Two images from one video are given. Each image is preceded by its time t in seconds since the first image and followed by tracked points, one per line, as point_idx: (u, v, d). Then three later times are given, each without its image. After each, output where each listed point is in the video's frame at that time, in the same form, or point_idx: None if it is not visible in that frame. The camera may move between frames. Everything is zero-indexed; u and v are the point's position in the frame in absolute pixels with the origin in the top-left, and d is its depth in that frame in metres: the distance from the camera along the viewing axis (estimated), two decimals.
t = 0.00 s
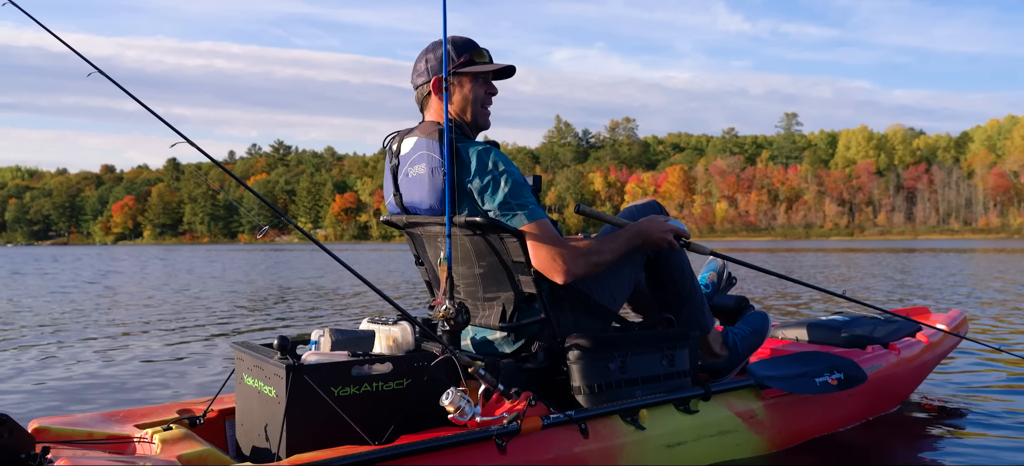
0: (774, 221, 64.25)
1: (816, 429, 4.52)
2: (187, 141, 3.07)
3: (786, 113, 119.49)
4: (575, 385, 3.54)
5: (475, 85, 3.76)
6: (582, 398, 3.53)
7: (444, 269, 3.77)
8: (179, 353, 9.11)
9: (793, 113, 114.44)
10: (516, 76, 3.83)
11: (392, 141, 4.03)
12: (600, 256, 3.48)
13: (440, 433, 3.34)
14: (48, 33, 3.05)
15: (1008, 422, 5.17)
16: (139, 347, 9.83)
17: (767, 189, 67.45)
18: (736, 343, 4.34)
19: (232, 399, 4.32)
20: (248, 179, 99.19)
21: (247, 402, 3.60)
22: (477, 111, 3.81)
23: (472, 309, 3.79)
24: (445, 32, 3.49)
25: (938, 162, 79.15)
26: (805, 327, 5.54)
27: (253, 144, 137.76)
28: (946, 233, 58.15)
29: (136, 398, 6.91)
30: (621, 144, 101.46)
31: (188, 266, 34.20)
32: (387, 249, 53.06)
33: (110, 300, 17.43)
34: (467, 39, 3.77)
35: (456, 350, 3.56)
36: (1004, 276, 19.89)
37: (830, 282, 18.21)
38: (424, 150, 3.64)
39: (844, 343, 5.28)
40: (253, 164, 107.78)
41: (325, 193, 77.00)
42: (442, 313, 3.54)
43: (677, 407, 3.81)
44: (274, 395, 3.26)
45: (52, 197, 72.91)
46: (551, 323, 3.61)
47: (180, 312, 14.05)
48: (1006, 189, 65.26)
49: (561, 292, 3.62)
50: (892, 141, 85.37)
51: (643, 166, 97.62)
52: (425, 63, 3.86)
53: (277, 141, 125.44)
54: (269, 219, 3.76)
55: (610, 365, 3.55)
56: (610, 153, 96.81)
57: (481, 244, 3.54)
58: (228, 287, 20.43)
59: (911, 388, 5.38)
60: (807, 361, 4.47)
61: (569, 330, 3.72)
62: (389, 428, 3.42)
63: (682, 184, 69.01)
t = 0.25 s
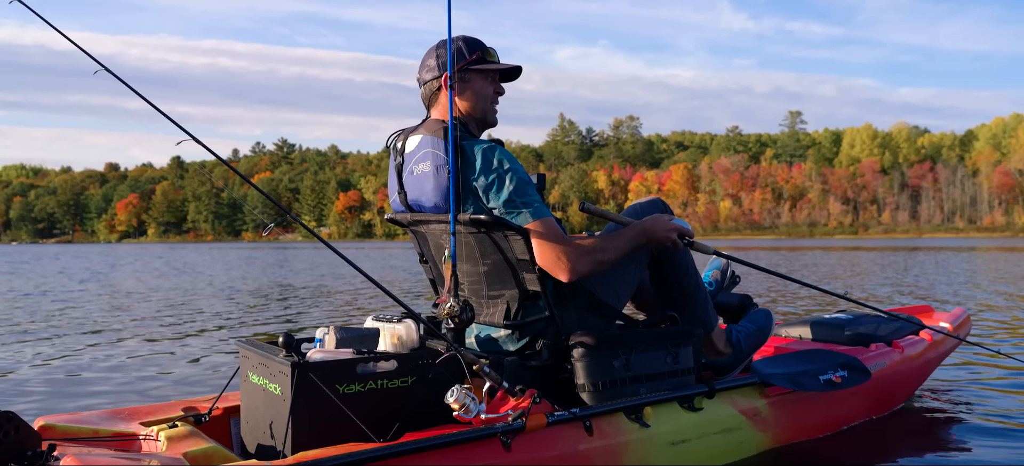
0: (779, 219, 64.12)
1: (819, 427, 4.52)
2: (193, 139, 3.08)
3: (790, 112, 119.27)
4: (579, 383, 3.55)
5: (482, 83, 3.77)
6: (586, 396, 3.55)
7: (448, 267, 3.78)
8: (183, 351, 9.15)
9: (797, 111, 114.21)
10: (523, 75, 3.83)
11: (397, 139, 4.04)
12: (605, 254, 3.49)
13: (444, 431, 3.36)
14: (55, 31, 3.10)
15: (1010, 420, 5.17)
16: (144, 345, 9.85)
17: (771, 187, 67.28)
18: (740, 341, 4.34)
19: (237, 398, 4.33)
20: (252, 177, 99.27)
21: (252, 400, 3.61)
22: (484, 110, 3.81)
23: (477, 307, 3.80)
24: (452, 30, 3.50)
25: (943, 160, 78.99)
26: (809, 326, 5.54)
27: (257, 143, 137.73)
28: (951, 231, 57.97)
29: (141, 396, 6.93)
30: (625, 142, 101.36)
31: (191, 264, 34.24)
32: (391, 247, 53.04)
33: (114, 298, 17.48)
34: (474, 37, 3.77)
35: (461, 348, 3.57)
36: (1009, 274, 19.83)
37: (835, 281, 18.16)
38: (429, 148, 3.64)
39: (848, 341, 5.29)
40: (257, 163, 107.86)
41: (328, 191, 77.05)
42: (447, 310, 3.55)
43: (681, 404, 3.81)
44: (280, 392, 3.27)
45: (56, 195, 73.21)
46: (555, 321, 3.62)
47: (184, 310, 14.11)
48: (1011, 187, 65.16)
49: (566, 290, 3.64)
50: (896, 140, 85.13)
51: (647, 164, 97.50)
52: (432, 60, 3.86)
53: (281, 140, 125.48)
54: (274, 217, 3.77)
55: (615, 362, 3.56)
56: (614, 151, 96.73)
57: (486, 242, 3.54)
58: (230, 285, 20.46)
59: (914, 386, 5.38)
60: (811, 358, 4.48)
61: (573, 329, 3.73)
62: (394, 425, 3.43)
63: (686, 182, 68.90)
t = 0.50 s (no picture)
0: (781, 218, 64.12)
1: (821, 426, 4.52)
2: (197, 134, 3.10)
3: (794, 111, 119.19)
4: (581, 381, 3.56)
5: (485, 80, 3.77)
6: (589, 393, 3.55)
7: (451, 266, 3.78)
8: (186, 349, 9.18)
9: (800, 111, 114.15)
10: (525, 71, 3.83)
11: (400, 138, 4.04)
12: (607, 253, 3.50)
13: (447, 429, 3.36)
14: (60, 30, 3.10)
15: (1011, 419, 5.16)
16: (147, 343, 9.87)
17: (773, 186, 67.24)
18: (743, 340, 4.34)
19: (241, 395, 4.35)
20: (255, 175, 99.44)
21: (255, 397, 3.62)
22: (486, 107, 3.82)
23: (480, 306, 3.80)
24: (453, 29, 3.50)
25: (946, 159, 78.94)
26: (812, 324, 5.54)
27: (259, 141, 137.92)
28: (953, 231, 57.93)
29: (144, 394, 6.95)
30: (627, 141, 101.38)
31: (194, 262, 34.31)
32: (393, 245, 53.12)
33: (117, 296, 17.53)
34: (475, 36, 3.78)
35: (464, 346, 3.58)
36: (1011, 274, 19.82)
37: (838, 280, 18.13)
38: (432, 146, 3.65)
39: (849, 340, 5.29)
40: (260, 160, 108.03)
41: (331, 189, 77.21)
42: (450, 308, 3.55)
43: (684, 402, 3.81)
44: (283, 390, 3.28)
45: (59, 193, 73.57)
46: (558, 319, 3.63)
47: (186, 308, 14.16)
48: (1014, 186, 65.11)
49: (568, 288, 3.64)
50: (899, 139, 85.01)
51: (649, 163, 97.49)
52: (436, 59, 3.87)
53: (284, 138, 125.64)
54: (277, 215, 3.78)
55: (618, 360, 3.57)
56: (616, 149, 96.70)
57: (489, 240, 3.55)
58: (232, 283, 20.52)
59: (916, 385, 5.38)
60: (813, 357, 4.48)
61: (576, 327, 3.74)
62: (397, 423, 3.44)
63: (688, 181, 68.89)
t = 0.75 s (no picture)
0: (784, 222, 64.09)
1: (824, 429, 4.53)
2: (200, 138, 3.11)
3: (797, 114, 119.16)
4: (585, 384, 3.56)
5: (487, 84, 3.78)
6: (593, 396, 3.56)
7: (455, 268, 3.78)
8: (187, 350, 9.20)
9: (803, 114, 114.13)
10: (527, 75, 3.85)
11: (402, 142, 4.06)
12: (611, 255, 3.51)
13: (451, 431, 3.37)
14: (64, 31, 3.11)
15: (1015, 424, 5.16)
16: (150, 344, 9.90)
17: (777, 189, 67.16)
18: (746, 346, 4.35)
19: (244, 397, 4.36)
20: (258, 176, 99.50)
21: (259, 399, 3.63)
22: (489, 111, 3.83)
23: (484, 308, 3.81)
24: (456, 32, 3.51)
25: (950, 163, 78.87)
26: (815, 328, 5.54)
27: (262, 143, 137.99)
28: (957, 234, 57.87)
29: (148, 395, 6.96)
30: (630, 144, 101.37)
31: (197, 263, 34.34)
32: (396, 247, 53.11)
33: (120, 297, 17.57)
34: (479, 39, 3.79)
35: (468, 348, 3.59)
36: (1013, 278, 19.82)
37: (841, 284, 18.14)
38: (436, 150, 3.66)
39: (852, 344, 5.29)
40: (263, 162, 108.07)
41: (334, 191, 77.31)
42: (453, 311, 3.56)
43: (687, 405, 3.82)
44: (287, 391, 3.29)
45: (63, 194, 73.67)
46: (562, 323, 3.64)
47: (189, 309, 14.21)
48: (1018, 190, 65.02)
49: (572, 291, 3.65)
50: (903, 142, 84.94)
51: (652, 166, 97.45)
52: (440, 63, 3.88)
53: (287, 140, 125.72)
54: (281, 217, 3.79)
55: (621, 363, 3.58)
56: (619, 152, 96.68)
57: (493, 243, 3.56)
58: (234, 284, 20.56)
59: (919, 390, 5.38)
60: (817, 360, 4.48)
61: (580, 330, 3.74)
62: (401, 425, 3.44)
63: (691, 184, 68.85)
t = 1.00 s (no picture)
0: (786, 226, 64.07)
1: (824, 434, 4.52)
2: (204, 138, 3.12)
3: (799, 118, 119.14)
4: (587, 388, 3.57)
5: (494, 87, 3.80)
6: (595, 401, 3.56)
7: (457, 272, 3.79)
8: (187, 352, 9.24)
9: (806, 119, 114.09)
10: (533, 78, 3.87)
11: (405, 144, 4.07)
12: (614, 259, 3.52)
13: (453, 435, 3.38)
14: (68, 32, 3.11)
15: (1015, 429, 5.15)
16: (152, 346, 9.92)
17: (779, 194, 67.05)
18: (749, 351, 4.36)
19: (246, 400, 4.36)
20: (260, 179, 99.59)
21: (261, 402, 3.63)
22: (495, 113, 3.84)
23: (486, 312, 3.82)
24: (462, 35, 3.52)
25: (952, 168, 78.78)
26: (817, 332, 5.53)
27: (265, 146, 138.09)
28: (959, 239, 57.78)
29: (150, 399, 6.95)
30: (632, 149, 101.35)
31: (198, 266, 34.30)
32: (397, 251, 53.10)
33: (121, 299, 17.60)
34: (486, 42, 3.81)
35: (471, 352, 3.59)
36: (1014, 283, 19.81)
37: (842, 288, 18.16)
38: (439, 153, 3.67)
39: (853, 348, 5.29)
40: (265, 165, 108.12)
41: (336, 194, 77.35)
42: (455, 315, 3.57)
43: (689, 409, 3.82)
44: (289, 394, 3.31)
45: (65, 196, 73.72)
46: (564, 326, 3.64)
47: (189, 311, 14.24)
48: (1021, 196, 64.89)
49: (575, 295, 3.66)
50: (905, 147, 84.84)
51: (654, 170, 97.41)
52: (446, 66, 3.89)
53: (289, 143, 125.74)
54: (285, 219, 3.79)
55: (623, 367, 3.58)
56: (621, 157, 96.63)
57: (495, 246, 3.56)
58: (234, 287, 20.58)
59: (921, 393, 5.38)
60: (818, 364, 4.49)
61: (582, 334, 3.75)
62: (403, 429, 3.45)
63: (693, 188, 68.75)
